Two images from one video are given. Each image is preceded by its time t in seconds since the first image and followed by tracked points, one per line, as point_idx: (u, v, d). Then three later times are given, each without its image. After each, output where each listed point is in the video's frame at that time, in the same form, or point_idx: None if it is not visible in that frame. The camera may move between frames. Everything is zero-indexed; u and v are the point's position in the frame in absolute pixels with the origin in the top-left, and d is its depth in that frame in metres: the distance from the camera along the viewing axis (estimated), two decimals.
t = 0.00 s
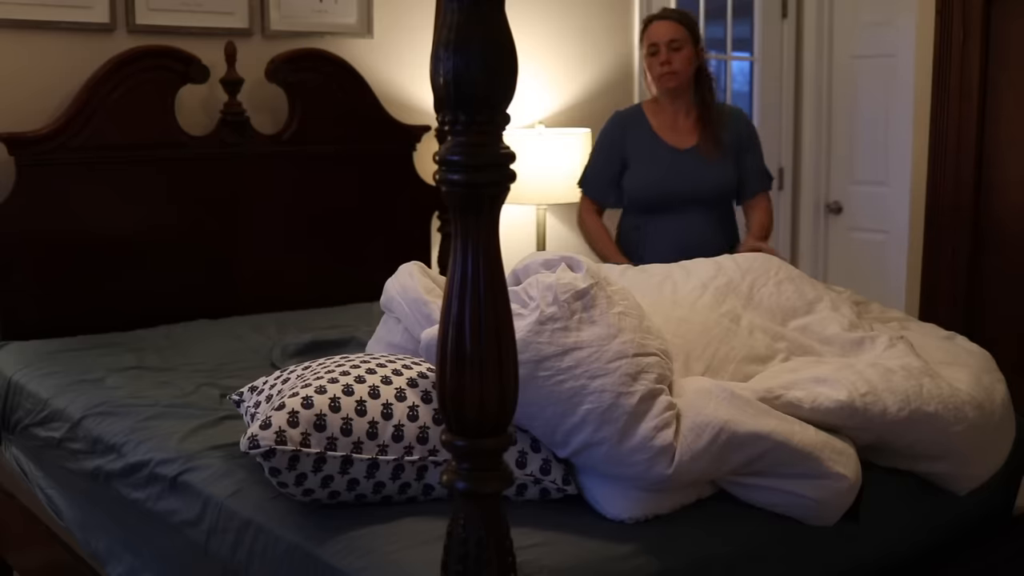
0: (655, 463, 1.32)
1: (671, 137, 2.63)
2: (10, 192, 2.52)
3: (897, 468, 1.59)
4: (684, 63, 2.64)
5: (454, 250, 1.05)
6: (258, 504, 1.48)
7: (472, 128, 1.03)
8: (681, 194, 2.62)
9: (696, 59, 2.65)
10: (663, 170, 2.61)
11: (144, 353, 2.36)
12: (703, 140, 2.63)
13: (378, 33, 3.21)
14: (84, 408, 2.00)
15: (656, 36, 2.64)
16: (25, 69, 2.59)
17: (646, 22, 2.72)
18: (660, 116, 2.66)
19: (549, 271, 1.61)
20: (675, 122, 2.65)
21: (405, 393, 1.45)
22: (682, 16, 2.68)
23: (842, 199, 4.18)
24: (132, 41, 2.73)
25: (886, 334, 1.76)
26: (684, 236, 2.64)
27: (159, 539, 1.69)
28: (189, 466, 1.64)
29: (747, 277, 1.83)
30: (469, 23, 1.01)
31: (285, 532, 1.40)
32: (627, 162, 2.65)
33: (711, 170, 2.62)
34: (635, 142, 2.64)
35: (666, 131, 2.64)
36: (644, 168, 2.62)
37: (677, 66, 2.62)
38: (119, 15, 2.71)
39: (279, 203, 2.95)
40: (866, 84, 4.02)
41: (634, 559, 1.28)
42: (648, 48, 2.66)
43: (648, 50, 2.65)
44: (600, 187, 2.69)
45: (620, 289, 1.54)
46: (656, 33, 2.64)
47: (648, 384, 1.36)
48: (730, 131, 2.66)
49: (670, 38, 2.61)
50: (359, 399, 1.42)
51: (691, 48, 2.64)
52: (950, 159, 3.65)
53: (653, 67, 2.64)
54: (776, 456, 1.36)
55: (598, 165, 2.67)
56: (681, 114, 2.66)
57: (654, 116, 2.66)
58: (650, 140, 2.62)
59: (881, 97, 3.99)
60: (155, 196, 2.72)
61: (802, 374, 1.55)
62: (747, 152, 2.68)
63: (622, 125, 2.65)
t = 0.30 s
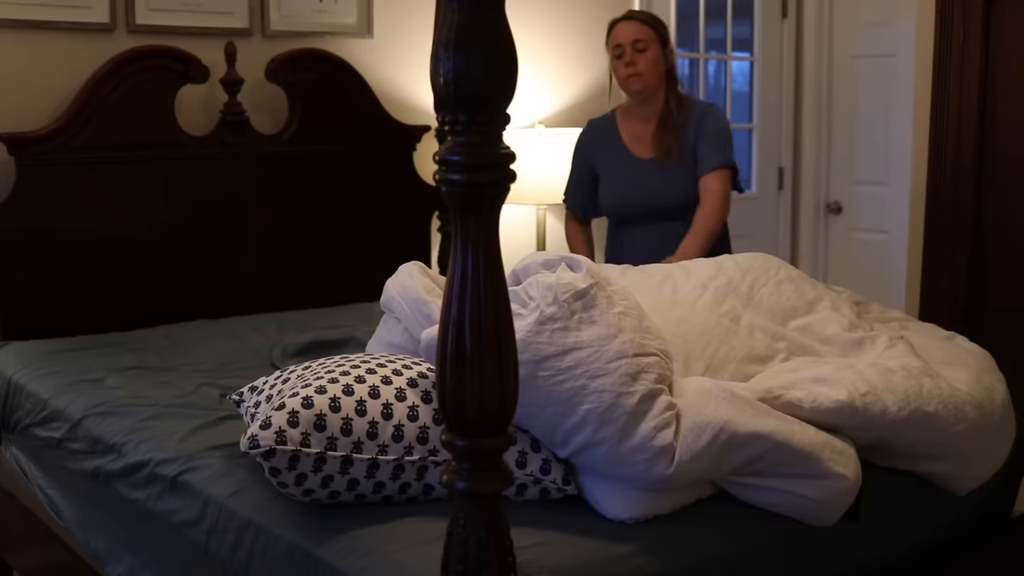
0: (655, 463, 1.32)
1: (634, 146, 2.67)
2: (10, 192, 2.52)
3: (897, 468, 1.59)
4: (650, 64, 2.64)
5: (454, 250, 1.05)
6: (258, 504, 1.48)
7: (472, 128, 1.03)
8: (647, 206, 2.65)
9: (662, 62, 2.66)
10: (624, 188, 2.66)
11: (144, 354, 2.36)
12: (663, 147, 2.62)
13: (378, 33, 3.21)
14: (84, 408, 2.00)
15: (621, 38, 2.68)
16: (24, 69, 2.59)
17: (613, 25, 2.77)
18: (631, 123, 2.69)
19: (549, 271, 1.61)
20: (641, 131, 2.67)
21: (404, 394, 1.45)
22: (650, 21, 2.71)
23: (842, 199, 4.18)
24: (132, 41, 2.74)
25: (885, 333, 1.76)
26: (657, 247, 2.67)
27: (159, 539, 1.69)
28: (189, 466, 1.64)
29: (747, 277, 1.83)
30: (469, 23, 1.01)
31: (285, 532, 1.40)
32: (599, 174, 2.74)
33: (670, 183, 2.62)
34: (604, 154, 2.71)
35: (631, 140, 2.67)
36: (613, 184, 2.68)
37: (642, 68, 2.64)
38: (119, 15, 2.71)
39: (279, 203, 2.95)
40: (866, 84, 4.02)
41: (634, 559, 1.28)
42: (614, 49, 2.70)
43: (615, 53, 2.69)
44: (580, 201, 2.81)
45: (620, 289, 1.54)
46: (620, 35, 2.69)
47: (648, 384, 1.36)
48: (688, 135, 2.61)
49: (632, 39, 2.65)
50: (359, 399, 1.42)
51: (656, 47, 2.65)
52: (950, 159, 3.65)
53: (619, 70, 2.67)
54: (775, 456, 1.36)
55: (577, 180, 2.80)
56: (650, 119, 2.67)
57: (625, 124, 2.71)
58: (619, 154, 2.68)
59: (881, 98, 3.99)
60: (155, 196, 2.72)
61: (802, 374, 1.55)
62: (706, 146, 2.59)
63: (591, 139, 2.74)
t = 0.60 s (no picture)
0: (655, 463, 1.32)
1: (627, 147, 2.68)
2: (10, 192, 2.52)
3: (897, 468, 1.59)
4: (638, 66, 2.64)
5: (454, 251, 1.05)
6: (258, 503, 1.48)
7: (472, 128, 1.03)
8: (644, 209, 2.64)
9: (649, 62, 2.66)
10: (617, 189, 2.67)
11: (144, 354, 2.36)
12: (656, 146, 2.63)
13: (378, 33, 3.21)
14: (84, 408, 2.00)
15: (607, 42, 2.67)
16: (24, 68, 2.59)
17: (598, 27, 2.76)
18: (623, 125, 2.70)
19: (549, 271, 1.61)
20: (633, 133, 2.68)
21: (405, 393, 1.45)
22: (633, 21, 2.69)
23: (842, 199, 4.18)
24: (132, 41, 2.74)
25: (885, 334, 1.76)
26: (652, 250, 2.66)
27: (159, 539, 1.69)
28: (189, 466, 1.64)
29: (747, 277, 1.83)
30: (469, 23, 1.01)
31: (285, 532, 1.40)
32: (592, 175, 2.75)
33: (665, 184, 2.62)
34: (597, 154, 2.73)
35: (625, 142, 2.68)
36: (607, 185, 2.69)
37: (629, 71, 2.64)
38: (119, 15, 2.71)
39: (279, 203, 2.95)
40: (866, 85, 4.02)
41: (634, 559, 1.28)
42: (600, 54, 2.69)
43: (601, 57, 2.69)
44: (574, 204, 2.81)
45: (620, 289, 1.54)
46: (606, 37, 2.68)
47: (648, 383, 1.36)
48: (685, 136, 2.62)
49: (617, 42, 2.64)
50: (359, 399, 1.42)
51: (642, 49, 2.65)
52: (950, 160, 3.65)
53: (607, 74, 2.67)
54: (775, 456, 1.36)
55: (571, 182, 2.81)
56: (642, 120, 2.68)
57: (617, 125, 2.71)
58: (613, 155, 2.69)
59: (881, 97, 3.99)
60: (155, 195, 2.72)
61: (802, 374, 1.55)
62: (708, 138, 2.60)
63: (584, 139, 2.75)
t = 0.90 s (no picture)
0: (655, 456, 1.32)
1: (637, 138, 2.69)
2: (10, 192, 2.52)
3: (897, 468, 1.59)
4: (643, 63, 2.66)
5: (454, 248, 1.05)
6: (258, 504, 1.48)
7: (472, 128, 1.03)
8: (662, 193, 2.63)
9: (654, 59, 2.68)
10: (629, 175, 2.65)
11: (144, 354, 2.36)
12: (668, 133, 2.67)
13: (378, 33, 3.21)
14: (84, 408, 2.00)
15: (612, 44, 2.65)
16: (23, 68, 2.58)
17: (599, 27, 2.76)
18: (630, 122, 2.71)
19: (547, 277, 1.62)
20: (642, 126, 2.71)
21: (405, 390, 1.45)
22: (636, 18, 2.69)
23: (842, 199, 4.18)
24: (132, 41, 2.74)
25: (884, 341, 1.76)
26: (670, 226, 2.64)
27: (159, 539, 1.69)
28: (189, 466, 1.64)
29: (763, 281, 1.76)
30: (469, 22, 1.01)
31: (285, 532, 1.40)
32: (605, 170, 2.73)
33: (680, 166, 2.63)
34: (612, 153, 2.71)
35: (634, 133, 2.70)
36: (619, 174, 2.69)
37: (635, 70, 2.65)
38: (119, 15, 2.71)
39: (279, 202, 2.95)
40: (867, 85, 4.02)
41: (635, 559, 1.28)
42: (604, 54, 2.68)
43: (606, 57, 2.68)
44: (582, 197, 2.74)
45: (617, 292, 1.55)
46: (609, 39, 2.67)
47: (647, 377, 1.36)
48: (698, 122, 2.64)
49: (623, 42, 2.63)
50: (359, 395, 1.42)
51: (647, 47, 2.66)
52: (950, 160, 3.65)
53: (612, 74, 2.67)
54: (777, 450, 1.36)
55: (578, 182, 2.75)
56: (649, 116, 2.72)
57: (625, 119, 2.73)
58: (625, 146, 2.69)
59: (881, 97, 3.99)
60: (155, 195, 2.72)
61: (802, 374, 1.55)
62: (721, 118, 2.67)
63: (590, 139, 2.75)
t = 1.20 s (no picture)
0: (647, 392, 1.41)
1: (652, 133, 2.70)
2: (10, 192, 2.52)
3: (899, 464, 1.60)
4: (653, 64, 2.69)
5: (453, 249, 1.05)
6: (258, 503, 1.49)
7: (472, 128, 1.03)
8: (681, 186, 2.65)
9: (663, 57, 2.70)
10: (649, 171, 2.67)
11: (144, 353, 2.36)
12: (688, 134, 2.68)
13: (378, 33, 3.21)
14: (84, 408, 2.00)
15: (620, 47, 2.68)
16: (23, 67, 2.58)
17: (607, 29, 2.78)
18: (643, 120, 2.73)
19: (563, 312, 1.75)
20: (658, 122, 2.72)
21: (403, 392, 1.46)
22: (643, 18, 2.71)
23: (843, 200, 4.12)
24: (132, 41, 2.74)
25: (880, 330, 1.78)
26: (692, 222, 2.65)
27: (159, 538, 1.69)
28: (189, 466, 1.64)
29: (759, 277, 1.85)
30: (469, 23, 1.01)
31: (285, 532, 1.40)
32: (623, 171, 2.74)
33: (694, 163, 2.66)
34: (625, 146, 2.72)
35: (650, 129, 2.71)
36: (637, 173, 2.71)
37: (645, 70, 2.68)
38: (119, 15, 2.71)
39: (279, 202, 2.95)
40: (867, 85, 3.97)
41: (634, 559, 1.28)
42: (613, 56, 2.72)
43: (615, 59, 2.71)
44: (600, 197, 2.74)
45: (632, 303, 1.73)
46: (617, 41, 2.69)
47: (643, 338, 1.51)
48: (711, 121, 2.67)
49: (631, 44, 2.66)
50: (358, 398, 1.43)
51: (656, 47, 2.69)
52: (950, 160, 3.65)
53: (622, 75, 2.71)
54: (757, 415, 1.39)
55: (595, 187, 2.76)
56: (662, 112, 2.73)
57: (637, 116, 2.74)
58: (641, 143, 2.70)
59: (881, 97, 3.93)
60: (155, 195, 2.72)
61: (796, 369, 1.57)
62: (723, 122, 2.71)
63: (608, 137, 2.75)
